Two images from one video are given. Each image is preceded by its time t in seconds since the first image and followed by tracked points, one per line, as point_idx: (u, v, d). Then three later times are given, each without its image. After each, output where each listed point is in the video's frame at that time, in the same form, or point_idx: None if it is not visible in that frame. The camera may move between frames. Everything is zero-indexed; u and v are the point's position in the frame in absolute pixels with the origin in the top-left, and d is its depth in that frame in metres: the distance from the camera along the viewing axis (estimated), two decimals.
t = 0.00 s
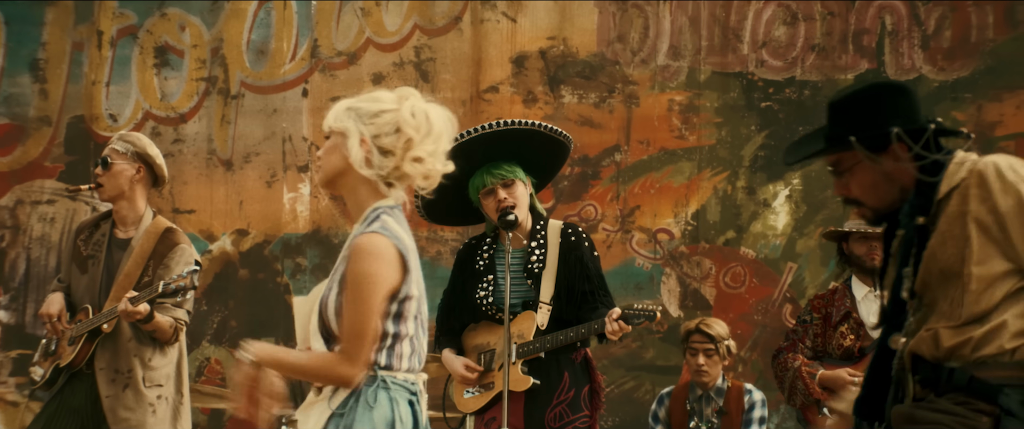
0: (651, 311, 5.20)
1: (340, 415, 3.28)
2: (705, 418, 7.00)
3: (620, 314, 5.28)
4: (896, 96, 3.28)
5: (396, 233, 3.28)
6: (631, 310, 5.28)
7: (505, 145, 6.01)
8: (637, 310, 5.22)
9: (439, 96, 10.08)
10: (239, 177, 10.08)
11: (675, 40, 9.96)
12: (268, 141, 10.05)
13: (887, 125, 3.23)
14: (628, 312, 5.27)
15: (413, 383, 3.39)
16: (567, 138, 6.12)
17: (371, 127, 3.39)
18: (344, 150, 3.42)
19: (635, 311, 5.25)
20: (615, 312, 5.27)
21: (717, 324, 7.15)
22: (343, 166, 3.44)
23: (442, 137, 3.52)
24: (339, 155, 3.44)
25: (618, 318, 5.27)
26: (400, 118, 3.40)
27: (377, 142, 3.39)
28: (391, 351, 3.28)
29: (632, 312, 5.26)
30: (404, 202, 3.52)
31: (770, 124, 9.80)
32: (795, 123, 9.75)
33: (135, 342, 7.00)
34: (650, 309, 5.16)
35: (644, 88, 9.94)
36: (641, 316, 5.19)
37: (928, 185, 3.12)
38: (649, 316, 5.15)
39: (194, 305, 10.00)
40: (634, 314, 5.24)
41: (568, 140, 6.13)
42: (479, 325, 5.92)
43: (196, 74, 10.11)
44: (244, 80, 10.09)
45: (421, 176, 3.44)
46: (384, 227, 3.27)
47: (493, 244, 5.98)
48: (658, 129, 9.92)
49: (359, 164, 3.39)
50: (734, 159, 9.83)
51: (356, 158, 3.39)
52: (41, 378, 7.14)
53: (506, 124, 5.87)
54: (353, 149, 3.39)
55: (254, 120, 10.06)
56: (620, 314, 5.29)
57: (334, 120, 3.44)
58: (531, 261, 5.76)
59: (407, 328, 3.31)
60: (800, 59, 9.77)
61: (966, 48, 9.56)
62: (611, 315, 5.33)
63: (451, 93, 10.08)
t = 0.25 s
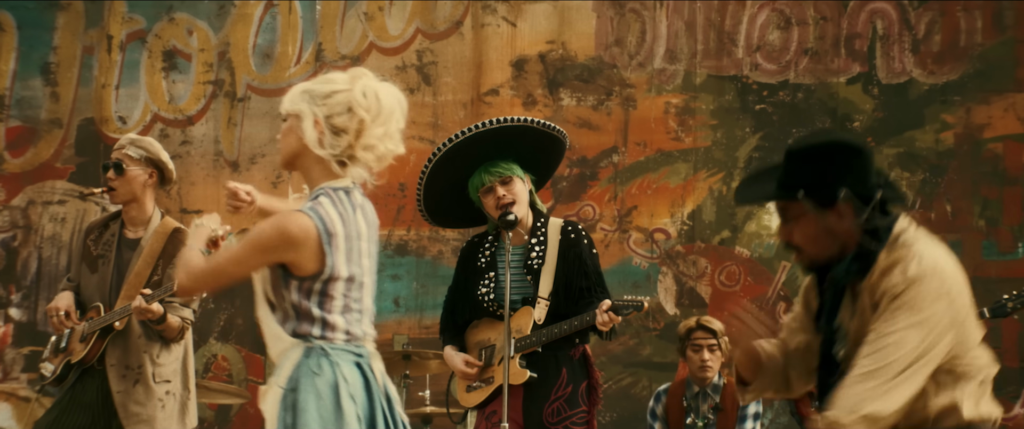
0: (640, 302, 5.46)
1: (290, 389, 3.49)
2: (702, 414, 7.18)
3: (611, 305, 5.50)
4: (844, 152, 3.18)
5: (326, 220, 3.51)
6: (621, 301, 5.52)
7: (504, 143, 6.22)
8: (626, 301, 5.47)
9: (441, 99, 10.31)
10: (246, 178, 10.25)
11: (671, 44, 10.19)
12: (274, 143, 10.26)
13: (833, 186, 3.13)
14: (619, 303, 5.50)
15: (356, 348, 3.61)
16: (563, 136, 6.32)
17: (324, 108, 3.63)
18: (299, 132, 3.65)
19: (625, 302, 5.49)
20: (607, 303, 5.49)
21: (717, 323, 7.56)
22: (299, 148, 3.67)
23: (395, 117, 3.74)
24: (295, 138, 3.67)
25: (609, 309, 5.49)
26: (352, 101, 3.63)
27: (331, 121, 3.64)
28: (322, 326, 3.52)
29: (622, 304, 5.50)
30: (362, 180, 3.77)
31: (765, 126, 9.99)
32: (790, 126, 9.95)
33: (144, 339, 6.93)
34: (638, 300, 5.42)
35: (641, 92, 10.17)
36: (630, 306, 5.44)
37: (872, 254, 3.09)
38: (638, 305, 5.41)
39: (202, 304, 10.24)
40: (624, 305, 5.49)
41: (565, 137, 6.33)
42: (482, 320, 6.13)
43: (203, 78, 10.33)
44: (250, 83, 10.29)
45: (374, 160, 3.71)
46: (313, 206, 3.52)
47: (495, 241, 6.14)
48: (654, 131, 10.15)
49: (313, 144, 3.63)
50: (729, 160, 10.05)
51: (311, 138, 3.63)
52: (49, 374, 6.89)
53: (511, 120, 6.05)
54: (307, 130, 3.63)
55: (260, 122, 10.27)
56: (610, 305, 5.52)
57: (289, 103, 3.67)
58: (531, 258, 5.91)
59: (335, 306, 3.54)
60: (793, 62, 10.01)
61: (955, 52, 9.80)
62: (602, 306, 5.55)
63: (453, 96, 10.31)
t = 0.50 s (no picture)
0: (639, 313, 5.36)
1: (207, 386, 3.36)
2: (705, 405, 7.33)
3: (609, 314, 5.39)
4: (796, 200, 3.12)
5: (266, 230, 3.41)
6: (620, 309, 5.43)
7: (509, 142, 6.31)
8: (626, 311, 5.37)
9: (442, 101, 10.52)
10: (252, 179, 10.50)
11: (668, 47, 10.40)
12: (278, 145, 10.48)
13: (778, 233, 3.11)
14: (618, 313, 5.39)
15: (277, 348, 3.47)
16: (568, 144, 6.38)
17: (275, 124, 3.54)
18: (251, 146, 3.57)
19: (624, 312, 5.39)
20: (605, 312, 5.38)
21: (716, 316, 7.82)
22: (251, 160, 3.59)
23: (346, 136, 3.65)
24: (247, 151, 3.58)
25: (607, 320, 5.38)
26: (305, 117, 3.55)
27: (280, 136, 3.54)
28: (240, 326, 3.39)
29: (620, 313, 5.40)
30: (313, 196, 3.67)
31: (759, 128, 10.20)
32: (783, 127, 10.17)
33: (153, 336, 7.17)
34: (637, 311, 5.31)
35: (639, 94, 10.36)
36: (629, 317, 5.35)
37: (806, 306, 3.08)
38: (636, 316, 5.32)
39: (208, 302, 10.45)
40: (622, 314, 5.40)
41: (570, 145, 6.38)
42: (482, 321, 6.05)
43: (209, 80, 10.53)
44: (256, 85, 10.52)
45: (323, 178, 3.60)
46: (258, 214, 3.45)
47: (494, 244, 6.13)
48: (652, 133, 10.34)
49: (262, 159, 3.54)
50: (725, 161, 10.21)
51: (260, 152, 3.54)
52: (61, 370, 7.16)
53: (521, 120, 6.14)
54: (258, 145, 3.54)
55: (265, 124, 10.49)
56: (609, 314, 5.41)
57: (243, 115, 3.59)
58: (529, 260, 5.89)
59: (257, 309, 3.42)
60: (787, 65, 10.22)
61: (946, 56, 10.01)
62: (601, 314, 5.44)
63: (454, 98, 10.52)
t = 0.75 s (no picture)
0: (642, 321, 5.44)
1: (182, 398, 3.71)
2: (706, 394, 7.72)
3: (615, 320, 5.47)
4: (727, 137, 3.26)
5: (233, 221, 3.78)
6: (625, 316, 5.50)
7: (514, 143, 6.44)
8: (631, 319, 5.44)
9: (444, 104, 10.76)
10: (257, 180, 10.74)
11: (664, 51, 10.63)
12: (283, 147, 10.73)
13: (707, 166, 3.22)
14: (622, 319, 5.49)
15: (250, 363, 3.84)
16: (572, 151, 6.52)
17: (238, 136, 3.83)
18: (212, 154, 3.85)
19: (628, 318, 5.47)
20: (610, 318, 5.44)
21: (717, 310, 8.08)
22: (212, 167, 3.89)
23: (302, 154, 3.95)
24: (208, 158, 3.87)
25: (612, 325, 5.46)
26: (265, 132, 3.85)
27: (242, 150, 3.84)
28: (213, 329, 3.74)
29: (625, 319, 5.48)
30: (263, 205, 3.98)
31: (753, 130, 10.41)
32: (776, 129, 10.39)
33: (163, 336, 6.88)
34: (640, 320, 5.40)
35: (636, 97, 10.58)
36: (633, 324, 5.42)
37: (739, 243, 3.19)
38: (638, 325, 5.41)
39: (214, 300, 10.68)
40: (627, 321, 5.47)
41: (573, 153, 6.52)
42: (484, 317, 6.11)
43: (216, 83, 10.78)
44: (262, 88, 10.77)
45: (275, 191, 3.89)
46: (222, 207, 3.79)
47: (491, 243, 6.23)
48: (648, 134, 10.55)
49: (222, 168, 3.83)
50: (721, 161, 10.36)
51: (222, 163, 3.82)
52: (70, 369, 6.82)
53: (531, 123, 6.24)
54: (220, 155, 3.82)
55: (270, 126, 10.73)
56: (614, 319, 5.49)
57: (206, 123, 3.85)
58: (526, 260, 5.95)
59: (231, 310, 3.77)
60: (781, 69, 10.46)
61: (935, 59, 10.25)
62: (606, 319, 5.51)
63: (455, 101, 10.76)
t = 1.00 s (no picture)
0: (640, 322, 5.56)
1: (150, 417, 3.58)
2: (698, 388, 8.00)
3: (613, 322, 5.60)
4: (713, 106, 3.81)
5: (210, 235, 3.64)
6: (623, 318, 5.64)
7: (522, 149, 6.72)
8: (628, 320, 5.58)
9: (445, 107, 11.06)
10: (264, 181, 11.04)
11: (660, 55, 10.91)
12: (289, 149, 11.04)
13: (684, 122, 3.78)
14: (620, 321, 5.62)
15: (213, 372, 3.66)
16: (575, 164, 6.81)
17: (229, 169, 3.70)
18: (202, 187, 3.71)
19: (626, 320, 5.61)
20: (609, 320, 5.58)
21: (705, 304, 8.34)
22: (202, 200, 3.75)
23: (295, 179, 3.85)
24: (198, 190, 3.73)
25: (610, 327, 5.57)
26: (257, 162, 3.72)
27: (232, 182, 3.71)
28: (178, 340, 3.59)
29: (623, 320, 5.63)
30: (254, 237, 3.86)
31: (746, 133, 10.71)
32: (769, 131, 10.68)
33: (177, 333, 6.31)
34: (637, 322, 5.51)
35: (632, 100, 10.87)
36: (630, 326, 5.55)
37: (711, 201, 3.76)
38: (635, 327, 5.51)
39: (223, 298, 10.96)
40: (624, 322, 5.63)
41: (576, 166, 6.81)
42: (484, 316, 6.39)
43: (224, 87, 11.09)
44: (268, 92, 11.07)
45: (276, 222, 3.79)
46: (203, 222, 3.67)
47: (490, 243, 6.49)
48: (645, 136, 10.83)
49: (216, 202, 3.69)
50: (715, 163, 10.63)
51: (214, 196, 3.68)
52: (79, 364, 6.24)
53: (540, 132, 6.54)
54: (210, 189, 3.68)
55: (276, 128, 11.04)
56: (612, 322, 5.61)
57: (193, 157, 3.70)
58: (523, 260, 6.20)
59: (196, 322, 3.61)
60: (774, 73, 10.74)
61: (923, 63, 10.55)
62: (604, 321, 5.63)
63: (457, 104, 11.06)
